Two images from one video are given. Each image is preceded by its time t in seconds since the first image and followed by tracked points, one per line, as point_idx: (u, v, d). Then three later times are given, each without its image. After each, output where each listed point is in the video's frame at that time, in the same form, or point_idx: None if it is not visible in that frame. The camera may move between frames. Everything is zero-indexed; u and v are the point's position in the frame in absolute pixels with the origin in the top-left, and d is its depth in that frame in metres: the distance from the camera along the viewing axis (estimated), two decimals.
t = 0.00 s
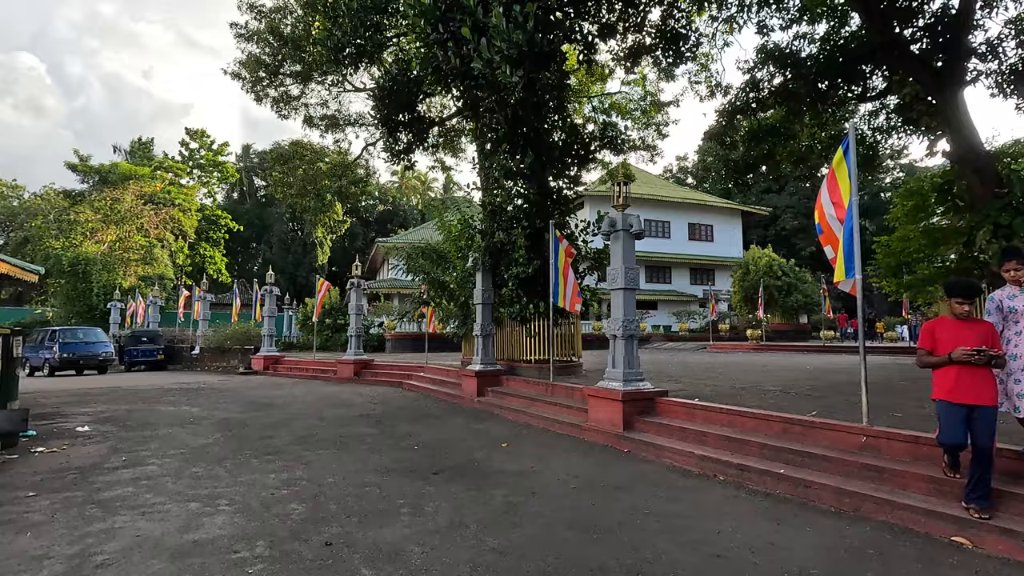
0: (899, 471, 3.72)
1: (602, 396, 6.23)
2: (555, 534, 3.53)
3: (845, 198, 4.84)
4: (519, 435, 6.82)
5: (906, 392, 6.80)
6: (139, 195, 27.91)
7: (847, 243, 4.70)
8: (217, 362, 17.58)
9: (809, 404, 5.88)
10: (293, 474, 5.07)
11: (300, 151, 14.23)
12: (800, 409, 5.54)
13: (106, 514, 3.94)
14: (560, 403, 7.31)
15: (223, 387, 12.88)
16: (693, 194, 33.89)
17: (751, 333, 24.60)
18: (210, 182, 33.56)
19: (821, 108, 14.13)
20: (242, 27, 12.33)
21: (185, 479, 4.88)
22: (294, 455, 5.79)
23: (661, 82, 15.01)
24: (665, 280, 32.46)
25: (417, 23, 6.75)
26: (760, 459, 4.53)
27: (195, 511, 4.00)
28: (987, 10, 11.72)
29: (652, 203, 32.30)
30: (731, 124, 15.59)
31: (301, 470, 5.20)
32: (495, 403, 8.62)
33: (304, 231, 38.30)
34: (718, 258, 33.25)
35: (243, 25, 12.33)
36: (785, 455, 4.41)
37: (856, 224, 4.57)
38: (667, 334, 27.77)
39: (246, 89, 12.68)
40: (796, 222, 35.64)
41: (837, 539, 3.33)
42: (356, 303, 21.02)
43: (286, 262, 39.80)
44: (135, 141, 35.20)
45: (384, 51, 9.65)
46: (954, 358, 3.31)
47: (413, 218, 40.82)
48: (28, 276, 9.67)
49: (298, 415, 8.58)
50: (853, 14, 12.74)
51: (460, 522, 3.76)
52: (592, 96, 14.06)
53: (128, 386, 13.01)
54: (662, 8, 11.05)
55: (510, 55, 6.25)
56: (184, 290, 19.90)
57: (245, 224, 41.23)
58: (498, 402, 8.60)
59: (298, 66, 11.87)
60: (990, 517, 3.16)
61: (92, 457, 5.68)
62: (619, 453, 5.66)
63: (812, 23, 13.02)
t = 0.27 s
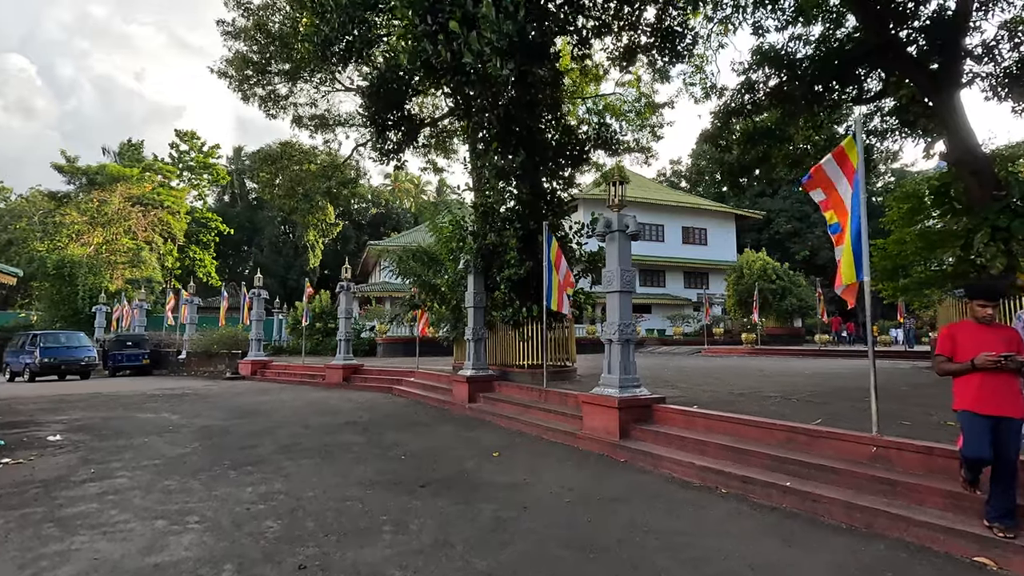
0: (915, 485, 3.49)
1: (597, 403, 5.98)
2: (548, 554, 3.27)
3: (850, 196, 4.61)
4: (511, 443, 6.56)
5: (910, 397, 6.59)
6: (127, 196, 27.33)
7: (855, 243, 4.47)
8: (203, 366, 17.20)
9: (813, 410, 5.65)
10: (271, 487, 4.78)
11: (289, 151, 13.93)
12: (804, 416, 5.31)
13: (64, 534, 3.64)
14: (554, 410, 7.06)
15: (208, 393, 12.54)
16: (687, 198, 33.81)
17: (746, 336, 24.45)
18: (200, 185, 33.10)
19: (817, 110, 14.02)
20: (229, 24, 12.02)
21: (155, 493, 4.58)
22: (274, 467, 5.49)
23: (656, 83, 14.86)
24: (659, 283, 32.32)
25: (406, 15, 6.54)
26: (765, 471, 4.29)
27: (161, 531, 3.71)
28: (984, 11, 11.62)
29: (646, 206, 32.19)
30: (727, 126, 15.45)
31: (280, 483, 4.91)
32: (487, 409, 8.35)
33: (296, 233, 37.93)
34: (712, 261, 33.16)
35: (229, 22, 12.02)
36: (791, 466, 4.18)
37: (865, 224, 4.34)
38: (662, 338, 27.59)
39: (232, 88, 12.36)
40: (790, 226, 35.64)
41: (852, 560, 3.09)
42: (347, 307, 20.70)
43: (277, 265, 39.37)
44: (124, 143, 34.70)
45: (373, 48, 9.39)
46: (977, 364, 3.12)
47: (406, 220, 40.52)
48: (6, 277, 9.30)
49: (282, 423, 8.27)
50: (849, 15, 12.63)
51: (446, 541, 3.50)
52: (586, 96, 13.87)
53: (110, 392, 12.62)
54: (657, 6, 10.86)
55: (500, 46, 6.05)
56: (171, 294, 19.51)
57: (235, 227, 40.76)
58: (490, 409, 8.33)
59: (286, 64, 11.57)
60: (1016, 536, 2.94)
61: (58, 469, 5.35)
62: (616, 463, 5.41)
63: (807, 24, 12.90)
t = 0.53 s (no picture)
0: (930, 499, 3.25)
1: (589, 409, 5.73)
2: None
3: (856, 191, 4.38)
4: (499, 450, 6.30)
5: (912, 402, 6.37)
6: (112, 196, 26.63)
7: (861, 239, 4.25)
8: (187, 369, 16.80)
9: (813, 416, 5.41)
10: (241, 499, 4.49)
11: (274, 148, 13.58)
12: (805, 423, 5.06)
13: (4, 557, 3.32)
14: (544, 415, 6.79)
15: (189, 396, 12.18)
16: (680, 199, 33.68)
17: (739, 338, 24.31)
18: (188, 184, 32.57)
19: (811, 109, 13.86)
20: (211, 17, 11.66)
21: (115, 508, 4.27)
22: (247, 477, 5.19)
23: (649, 82, 14.66)
24: (652, 285, 32.20)
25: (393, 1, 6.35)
26: (766, 482, 4.05)
27: (113, 552, 3.41)
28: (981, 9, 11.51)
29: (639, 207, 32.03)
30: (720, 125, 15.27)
31: (251, 495, 4.61)
32: (475, 414, 8.08)
33: (286, 234, 37.49)
34: (704, 263, 33.07)
35: (212, 15, 11.66)
36: (794, 477, 3.94)
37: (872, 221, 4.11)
38: (655, 340, 27.43)
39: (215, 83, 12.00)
40: (782, 228, 35.60)
41: None
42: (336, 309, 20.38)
43: (267, 267, 38.89)
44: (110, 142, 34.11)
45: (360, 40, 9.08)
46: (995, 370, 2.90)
47: (398, 221, 40.18)
48: None
49: (262, 428, 7.95)
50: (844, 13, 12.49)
51: (425, 563, 3.23)
52: (579, 94, 13.64)
53: (87, 396, 12.23)
54: None
55: (486, 32, 5.84)
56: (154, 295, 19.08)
57: (224, 228, 40.24)
58: (479, 414, 8.06)
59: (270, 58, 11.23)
60: None
61: (16, 481, 5.03)
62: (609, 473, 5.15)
63: (801, 23, 12.72)
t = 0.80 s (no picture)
0: (947, 519, 3.02)
1: (581, 418, 5.47)
2: None
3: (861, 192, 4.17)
4: (486, 461, 6.01)
5: (913, 409, 6.16)
6: (94, 197, 26.00)
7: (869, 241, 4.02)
8: (167, 375, 16.34)
9: (814, 425, 5.17)
10: (207, 519, 4.17)
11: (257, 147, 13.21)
12: (807, 433, 4.81)
13: None
14: (534, 423, 6.52)
15: (167, 404, 11.76)
16: (671, 202, 33.62)
17: (730, 342, 24.20)
18: (173, 186, 31.98)
19: (804, 111, 13.73)
20: (192, 11, 11.28)
21: (67, 530, 3.93)
22: (215, 493, 4.86)
23: (641, 82, 14.48)
24: (643, 288, 32.08)
25: None
26: (770, 498, 3.81)
27: None
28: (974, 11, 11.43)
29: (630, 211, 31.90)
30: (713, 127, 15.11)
31: (217, 514, 4.29)
32: (463, 422, 7.80)
33: (274, 236, 36.96)
34: (695, 266, 33.02)
35: (192, 10, 11.28)
36: (799, 492, 3.70)
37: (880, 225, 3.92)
38: (645, 344, 27.27)
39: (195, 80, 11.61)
40: (772, 231, 35.63)
41: None
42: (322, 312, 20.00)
43: (254, 269, 38.31)
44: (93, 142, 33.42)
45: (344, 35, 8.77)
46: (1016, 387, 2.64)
47: (387, 223, 39.80)
48: None
49: (239, 438, 7.60)
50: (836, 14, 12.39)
51: None
52: (569, 94, 13.41)
53: (60, 404, 11.78)
54: None
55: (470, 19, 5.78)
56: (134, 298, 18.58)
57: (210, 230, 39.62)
58: (466, 422, 7.78)
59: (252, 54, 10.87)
60: None
61: None
62: (601, 486, 4.90)
63: (793, 24, 12.57)
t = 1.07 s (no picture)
0: (968, 533, 2.80)
1: (571, 425, 5.21)
2: None
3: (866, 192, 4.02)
4: (472, 471, 5.72)
5: (913, 413, 5.98)
6: (69, 198, 25.18)
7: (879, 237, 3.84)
8: (142, 380, 15.79)
9: (814, 431, 4.96)
10: (166, 537, 3.83)
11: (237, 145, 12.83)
12: (808, 439, 4.59)
13: None
14: (522, 430, 6.25)
15: (139, 410, 11.30)
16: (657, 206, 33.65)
17: (718, 346, 24.15)
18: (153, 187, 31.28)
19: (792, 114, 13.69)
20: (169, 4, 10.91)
21: (8, 552, 3.58)
22: (178, 507, 4.52)
23: (630, 83, 14.36)
24: (630, 292, 32.01)
25: None
26: (773, 509, 3.58)
27: None
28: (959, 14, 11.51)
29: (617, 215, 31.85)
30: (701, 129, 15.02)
31: (178, 532, 3.96)
32: (448, 429, 7.51)
33: (257, 239, 36.34)
34: (682, 270, 33.04)
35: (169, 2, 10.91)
36: (803, 503, 3.48)
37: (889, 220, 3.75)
38: (633, 348, 27.13)
39: (172, 75, 11.23)
40: (758, 236, 35.81)
41: None
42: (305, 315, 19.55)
43: (236, 273, 37.61)
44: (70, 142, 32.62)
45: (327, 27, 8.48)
46: None
47: (373, 226, 39.34)
48: None
49: (211, 447, 7.23)
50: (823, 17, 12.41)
51: None
52: (558, 95, 13.24)
53: (26, 411, 11.25)
54: None
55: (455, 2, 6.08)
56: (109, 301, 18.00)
57: (192, 232, 38.86)
58: (452, 428, 7.49)
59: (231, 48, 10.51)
60: None
61: None
62: (593, 497, 4.63)
63: (782, 26, 12.53)
